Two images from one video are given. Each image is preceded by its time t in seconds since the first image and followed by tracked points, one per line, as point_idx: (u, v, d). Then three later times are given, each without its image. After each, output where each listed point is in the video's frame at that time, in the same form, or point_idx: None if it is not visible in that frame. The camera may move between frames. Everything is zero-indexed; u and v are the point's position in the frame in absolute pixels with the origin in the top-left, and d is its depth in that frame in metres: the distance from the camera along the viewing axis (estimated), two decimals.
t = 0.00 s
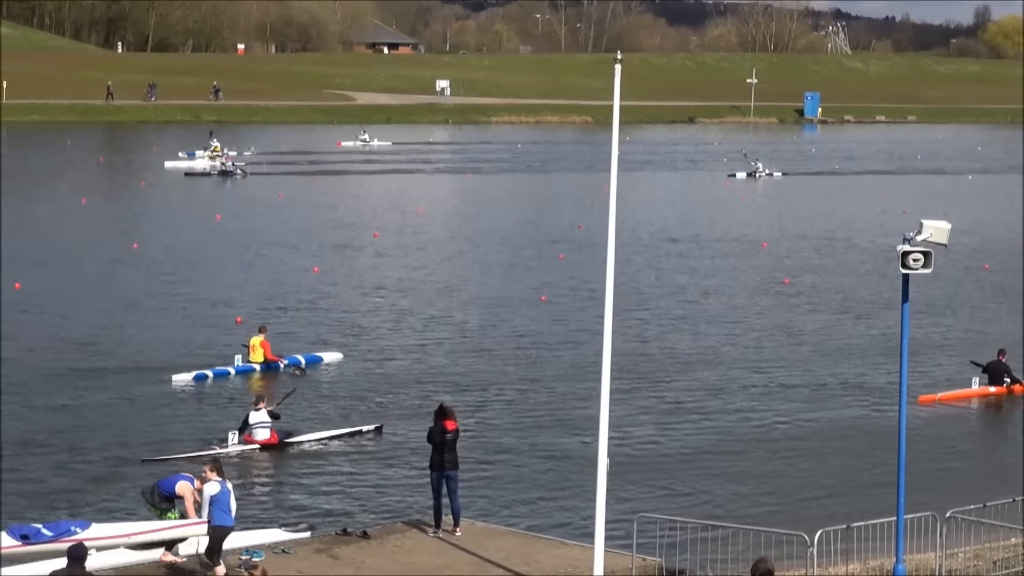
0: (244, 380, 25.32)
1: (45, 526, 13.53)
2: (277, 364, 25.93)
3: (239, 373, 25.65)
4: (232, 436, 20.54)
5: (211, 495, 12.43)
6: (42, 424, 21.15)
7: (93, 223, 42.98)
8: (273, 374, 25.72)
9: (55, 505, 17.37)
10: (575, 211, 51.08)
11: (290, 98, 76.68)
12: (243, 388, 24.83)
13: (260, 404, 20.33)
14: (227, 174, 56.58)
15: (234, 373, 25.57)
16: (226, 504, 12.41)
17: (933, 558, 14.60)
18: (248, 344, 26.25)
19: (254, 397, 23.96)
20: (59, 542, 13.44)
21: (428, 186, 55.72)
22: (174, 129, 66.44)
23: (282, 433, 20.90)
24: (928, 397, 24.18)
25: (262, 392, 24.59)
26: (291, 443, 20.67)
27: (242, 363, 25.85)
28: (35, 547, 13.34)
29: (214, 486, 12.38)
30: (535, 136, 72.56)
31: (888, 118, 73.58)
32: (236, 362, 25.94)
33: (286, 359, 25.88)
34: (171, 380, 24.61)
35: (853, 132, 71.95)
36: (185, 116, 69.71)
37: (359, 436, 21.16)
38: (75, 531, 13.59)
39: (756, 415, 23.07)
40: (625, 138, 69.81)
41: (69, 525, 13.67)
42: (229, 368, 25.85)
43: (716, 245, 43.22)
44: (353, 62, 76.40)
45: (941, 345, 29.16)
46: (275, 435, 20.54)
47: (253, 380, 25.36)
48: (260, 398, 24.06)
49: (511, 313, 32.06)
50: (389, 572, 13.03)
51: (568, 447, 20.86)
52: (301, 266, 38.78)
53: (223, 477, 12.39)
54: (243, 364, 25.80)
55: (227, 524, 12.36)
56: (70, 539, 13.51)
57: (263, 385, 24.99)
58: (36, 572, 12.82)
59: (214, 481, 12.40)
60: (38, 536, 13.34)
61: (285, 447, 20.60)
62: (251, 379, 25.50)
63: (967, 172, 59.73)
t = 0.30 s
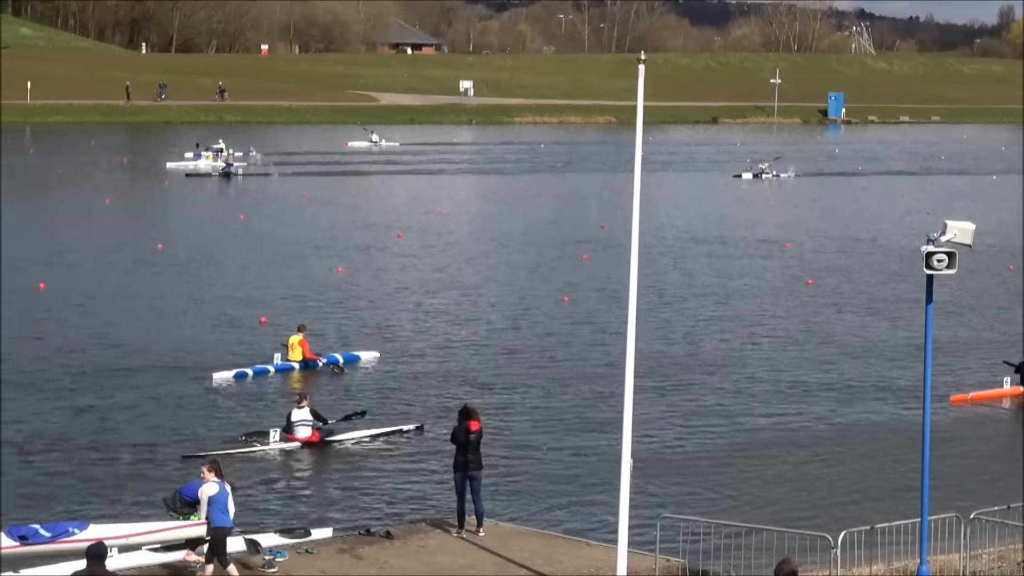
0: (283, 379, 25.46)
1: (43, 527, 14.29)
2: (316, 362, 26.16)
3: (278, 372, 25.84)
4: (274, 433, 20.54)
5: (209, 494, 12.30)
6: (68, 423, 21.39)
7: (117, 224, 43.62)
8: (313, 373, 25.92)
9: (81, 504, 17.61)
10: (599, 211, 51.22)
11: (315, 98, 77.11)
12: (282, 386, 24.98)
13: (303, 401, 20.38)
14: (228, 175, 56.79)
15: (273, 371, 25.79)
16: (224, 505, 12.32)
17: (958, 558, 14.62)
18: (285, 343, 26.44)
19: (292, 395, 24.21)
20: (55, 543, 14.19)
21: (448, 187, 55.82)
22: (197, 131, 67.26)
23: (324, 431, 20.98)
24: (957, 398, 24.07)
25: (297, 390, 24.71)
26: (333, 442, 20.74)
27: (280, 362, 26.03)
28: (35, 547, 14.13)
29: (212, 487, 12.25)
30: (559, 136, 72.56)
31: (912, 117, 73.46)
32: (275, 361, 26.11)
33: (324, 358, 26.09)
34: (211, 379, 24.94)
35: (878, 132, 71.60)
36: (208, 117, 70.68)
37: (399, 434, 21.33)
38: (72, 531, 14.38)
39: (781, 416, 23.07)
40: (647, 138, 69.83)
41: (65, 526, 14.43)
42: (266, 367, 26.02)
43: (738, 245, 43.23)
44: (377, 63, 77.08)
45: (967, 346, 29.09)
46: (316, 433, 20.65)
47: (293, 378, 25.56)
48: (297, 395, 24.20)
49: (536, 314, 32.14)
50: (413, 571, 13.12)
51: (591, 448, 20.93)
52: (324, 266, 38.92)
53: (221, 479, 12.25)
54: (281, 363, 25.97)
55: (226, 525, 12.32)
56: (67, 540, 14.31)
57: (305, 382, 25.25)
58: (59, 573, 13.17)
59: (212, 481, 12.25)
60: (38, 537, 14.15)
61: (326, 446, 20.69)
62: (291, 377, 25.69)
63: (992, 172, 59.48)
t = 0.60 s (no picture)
0: (317, 377, 25.93)
1: (35, 525, 14.24)
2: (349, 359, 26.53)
3: (311, 369, 26.30)
4: (308, 431, 20.76)
5: (204, 492, 12.34)
6: (89, 422, 21.56)
7: (138, 224, 43.99)
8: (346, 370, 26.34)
9: (102, 502, 17.76)
10: (619, 211, 51.09)
11: (336, 98, 77.41)
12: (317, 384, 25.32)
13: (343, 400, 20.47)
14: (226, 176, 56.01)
15: (306, 369, 26.28)
16: (220, 502, 12.38)
17: (979, 559, 14.61)
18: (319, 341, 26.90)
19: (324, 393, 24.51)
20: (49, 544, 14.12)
21: (468, 187, 55.82)
22: (217, 131, 67.83)
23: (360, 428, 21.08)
24: (981, 398, 23.99)
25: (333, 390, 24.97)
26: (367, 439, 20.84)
27: (313, 359, 26.49)
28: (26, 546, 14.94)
29: (208, 485, 12.28)
30: (578, 136, 72.49)
31: (933, 118, 73.25)
32: (308, 359, 26.59)
33: (357, 355, 26.41)
34: (246, 377, 25.24)
35: (898, 132, 71.40)
36: (228, 116, 71.11)
37: (434, 433, 21.44)
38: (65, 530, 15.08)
39: (801, 416, 23.06)
40: (668, 138, 69.75)
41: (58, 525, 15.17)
42: (301, 365, 26.52)
43: (759, 245, 43.13)
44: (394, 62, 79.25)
45: (989, 346, 29.00)
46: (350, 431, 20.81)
47: (326, 377, 26.03)
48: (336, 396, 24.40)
49: (555, 314, 32.18)
50: (433, 572, 13.20)
51: (609, 447, 20.97)
52: (344, 266, 39.04)
53: (217, 476, 12.29)
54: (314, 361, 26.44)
55: (224, 522, 12.38)
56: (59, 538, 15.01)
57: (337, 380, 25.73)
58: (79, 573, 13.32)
59: (207, 479, 12.29)
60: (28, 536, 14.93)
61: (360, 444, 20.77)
62: (324, 376, 26.17)
63: (1014, 172, 59.16)
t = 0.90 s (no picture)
0: (356, 374, 25.86)
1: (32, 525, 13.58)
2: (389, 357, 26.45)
3: (352, 367, 26.22)
4: (350, 428, 21.04)
5: (198, 492, 12.65)
6: (118, 421, 21.76)
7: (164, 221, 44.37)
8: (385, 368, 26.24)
9: (130, 499, 17.92)
10: (643, 211, 50.94)
11: (362, 97, 77.69)
12: (356, 380, 25.35)
13: (388, 399, 20.70)
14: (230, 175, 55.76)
15: (347, 366, 26.21)
16: (215, 501, 12.69)
17: (1005, 559, 14.59)
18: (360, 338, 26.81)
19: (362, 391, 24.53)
20: (49, 541, 13.55)
21: (492, 187, 55.89)
22: (243, 130, 68.28)
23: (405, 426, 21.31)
24: (1016, 397, 23.80)
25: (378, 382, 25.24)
26: (410, 438, 20.90)
27: (354, 357, 26.42)
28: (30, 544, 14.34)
29: (203, 484, 12.59)
30: (604, 136, 72.41)
31: (961, 117, 72.86)
32: (348, 356, 26.53)
33: (397, 353, 26.39)
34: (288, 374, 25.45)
35: (924, 132, 71.10)
36: (254, 115, 71.80)
37: (475, 429, 21.72)
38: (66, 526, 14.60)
39: (828, 416, 23.00)
40: (694, 138, 69.63)
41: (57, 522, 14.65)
42: (342, 362, 26.47)
43: (783, 245, 43.03)
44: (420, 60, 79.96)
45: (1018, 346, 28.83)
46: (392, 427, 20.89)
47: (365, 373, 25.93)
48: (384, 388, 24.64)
49: (581, 313, 32.19)
50: (459, 571, 13.28)
51: (634, 447, 20.99)
52: (370, 265, 39.18)
53: (212, 475, 12.62)
54: (355, 359, 26.37)
55: (218, 521, 12.70)
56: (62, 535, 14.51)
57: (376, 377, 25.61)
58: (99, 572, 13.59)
59: (202, 479, 12.59)
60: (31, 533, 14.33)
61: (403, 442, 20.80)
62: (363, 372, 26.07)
63: None
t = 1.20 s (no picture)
0: (391, 371, 26.14)
1: (30, 524, 14.91)
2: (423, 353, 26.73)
3: (387, 364, 26.47)
4: (391, 424, 21.32)
5: (196, 491, 12.63)
6: (142, 419, 21.95)
7: (188, 220, 44.70)
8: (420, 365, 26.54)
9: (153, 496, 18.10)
10: (665, 211, 50.81)
11: (384, 96, 77.95)
12: (391, 378, 25.59)
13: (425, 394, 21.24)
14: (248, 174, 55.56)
15: (382, 363, 26.46)
16: (212, 500, 12.67)
17: None
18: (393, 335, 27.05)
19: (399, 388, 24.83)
20: (46, 540, 14.93)
21: (514, 186, 55.94)
22: (265, 129, 68.74)
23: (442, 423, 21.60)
24: None
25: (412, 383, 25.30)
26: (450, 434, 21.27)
27: (388, 354, 26.66)
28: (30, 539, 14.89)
29: (200, 484, 12.58)
30: (626, 135, 72.40)
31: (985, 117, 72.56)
32: (382, 353, 26.76)
33: (431, 350, 26.64)
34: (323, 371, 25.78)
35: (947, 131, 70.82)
36: (277, 113, 72.48)
37: (513, 425, 21.99)
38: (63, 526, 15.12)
39: (851, 416, 22.97)
40: (716, 137, 69.52)
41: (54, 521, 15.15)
42: (376, 359, 26.71)
43: (806, 245, 42.94)
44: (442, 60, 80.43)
45: None
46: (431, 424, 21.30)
47: (400, 371, 26.19)
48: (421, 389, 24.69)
49: (603, 313, 32.21)
50: (481, 570, 13.36)
51: (656, 446, 21.03)
52: (392, 264, 39.30)
53: (210, 475, 12.60)
54: (389, 355, 26.60)
55: (215, 520, 12.69)
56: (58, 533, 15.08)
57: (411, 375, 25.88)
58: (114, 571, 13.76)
59: (200, 478, 12.58)
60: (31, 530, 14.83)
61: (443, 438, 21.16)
62: (398, 370, 26.33)
63: None
